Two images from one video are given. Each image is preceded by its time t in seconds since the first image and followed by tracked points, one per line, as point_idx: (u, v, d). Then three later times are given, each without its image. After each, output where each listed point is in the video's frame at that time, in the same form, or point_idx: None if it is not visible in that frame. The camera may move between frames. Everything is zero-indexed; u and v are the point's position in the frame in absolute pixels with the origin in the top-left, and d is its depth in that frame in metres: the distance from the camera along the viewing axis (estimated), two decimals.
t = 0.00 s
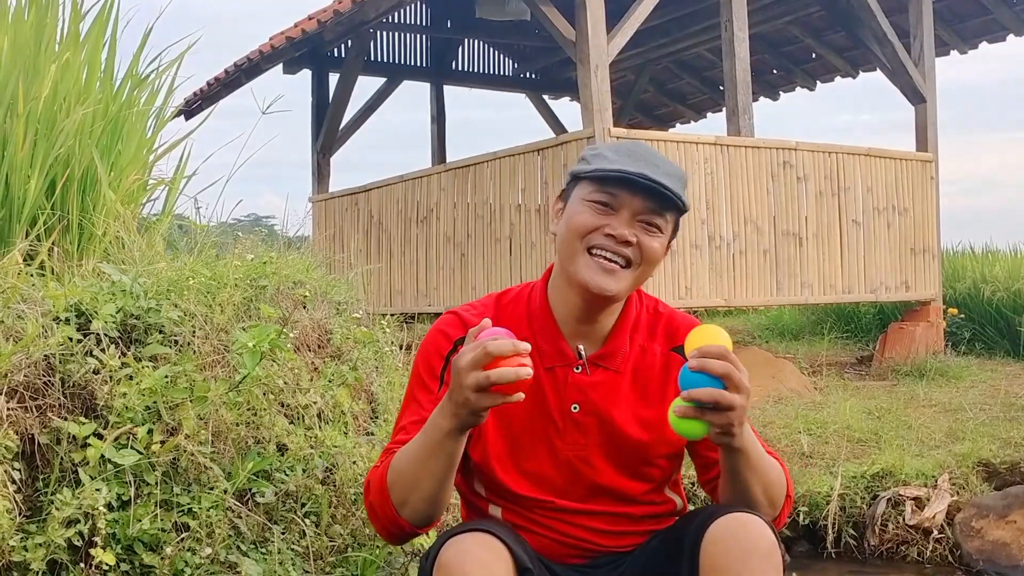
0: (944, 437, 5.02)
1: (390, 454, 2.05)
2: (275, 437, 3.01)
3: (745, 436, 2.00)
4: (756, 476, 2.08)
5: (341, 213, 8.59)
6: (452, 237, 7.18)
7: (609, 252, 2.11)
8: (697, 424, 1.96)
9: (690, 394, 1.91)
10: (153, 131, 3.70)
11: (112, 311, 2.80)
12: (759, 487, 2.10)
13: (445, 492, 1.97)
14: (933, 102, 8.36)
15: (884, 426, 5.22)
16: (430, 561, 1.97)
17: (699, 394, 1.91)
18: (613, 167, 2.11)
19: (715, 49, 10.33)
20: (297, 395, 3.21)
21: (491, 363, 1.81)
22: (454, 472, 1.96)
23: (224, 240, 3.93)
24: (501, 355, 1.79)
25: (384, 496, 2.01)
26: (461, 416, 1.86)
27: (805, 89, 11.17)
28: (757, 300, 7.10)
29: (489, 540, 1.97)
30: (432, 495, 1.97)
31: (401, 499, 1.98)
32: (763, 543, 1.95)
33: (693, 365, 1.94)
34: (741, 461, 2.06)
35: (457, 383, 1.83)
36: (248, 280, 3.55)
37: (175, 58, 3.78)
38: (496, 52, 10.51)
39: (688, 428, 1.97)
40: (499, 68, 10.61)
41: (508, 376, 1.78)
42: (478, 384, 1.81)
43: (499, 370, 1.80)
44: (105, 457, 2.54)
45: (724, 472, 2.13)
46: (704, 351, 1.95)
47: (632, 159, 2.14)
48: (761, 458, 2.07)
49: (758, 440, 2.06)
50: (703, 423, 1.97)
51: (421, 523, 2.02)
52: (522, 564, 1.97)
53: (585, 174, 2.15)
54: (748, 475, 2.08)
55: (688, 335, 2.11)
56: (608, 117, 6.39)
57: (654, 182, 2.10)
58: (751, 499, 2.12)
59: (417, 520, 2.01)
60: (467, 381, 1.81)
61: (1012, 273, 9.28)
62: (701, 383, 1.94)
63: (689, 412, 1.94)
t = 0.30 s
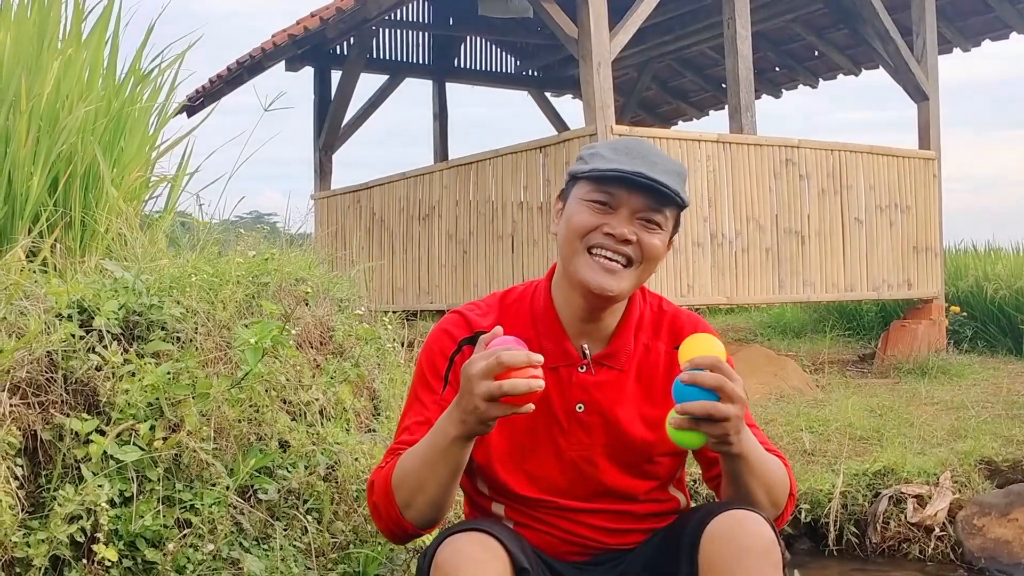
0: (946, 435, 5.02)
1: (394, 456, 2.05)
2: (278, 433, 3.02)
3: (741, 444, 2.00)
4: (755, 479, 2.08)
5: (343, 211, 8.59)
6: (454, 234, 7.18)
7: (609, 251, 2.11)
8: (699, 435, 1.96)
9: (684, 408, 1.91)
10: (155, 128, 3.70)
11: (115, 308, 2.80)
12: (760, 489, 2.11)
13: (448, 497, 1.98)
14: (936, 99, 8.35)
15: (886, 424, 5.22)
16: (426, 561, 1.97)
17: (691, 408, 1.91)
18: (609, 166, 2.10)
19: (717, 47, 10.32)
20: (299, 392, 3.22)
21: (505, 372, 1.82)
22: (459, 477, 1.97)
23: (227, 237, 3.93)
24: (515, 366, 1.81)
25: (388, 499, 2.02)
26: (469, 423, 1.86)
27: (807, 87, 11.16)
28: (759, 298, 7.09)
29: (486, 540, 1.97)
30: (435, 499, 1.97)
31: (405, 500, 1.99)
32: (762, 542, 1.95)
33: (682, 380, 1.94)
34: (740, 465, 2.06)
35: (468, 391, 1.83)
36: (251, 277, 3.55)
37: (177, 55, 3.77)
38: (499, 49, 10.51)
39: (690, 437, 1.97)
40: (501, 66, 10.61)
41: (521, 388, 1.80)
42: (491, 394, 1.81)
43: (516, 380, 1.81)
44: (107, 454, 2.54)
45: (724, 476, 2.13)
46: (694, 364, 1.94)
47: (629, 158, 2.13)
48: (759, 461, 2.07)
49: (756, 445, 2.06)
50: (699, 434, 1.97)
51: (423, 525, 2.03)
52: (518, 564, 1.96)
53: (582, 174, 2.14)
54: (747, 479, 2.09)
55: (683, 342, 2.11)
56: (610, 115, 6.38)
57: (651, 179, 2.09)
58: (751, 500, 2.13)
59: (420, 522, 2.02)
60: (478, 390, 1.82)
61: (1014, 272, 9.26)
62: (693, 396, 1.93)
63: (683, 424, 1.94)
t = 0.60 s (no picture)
0: (946, 436, 5.02)
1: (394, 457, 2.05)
2: (278, 435, 3.02)
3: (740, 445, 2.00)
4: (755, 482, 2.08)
5: (343, 212, 8.59)
6: (454, 235, 7.19)
7: (605, 253, 2.10)
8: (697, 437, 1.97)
9: (682, 411, 1.91)
10: (155, 130, 3.70)
11: (115, 310, 2.80)
12: (759, 491, 2.11)
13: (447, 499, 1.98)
14: (936, 100, 8.35)
15: (886, 425, 5.22)
16: (427, 563, 1.97)
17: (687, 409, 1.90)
18: (601, 168, 2.10)
19: (717, 48, 10.32)
20: (299, 394, 3.22)
21: (497, 376, 1.81)
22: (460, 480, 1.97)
23: (227, 238, 3.93)
24: (503, 369, 1.80)
25: (388, 501, 2.02)
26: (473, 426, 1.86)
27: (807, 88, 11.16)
28: (760, 299, 7.09)
29: (487, 541, 1.97)
30: (435, 500, 1.97)
31: (405, 502, 1.99)
32: (763, 543, 1.95)
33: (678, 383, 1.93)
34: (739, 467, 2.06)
35: (465, 397, 1.83)
36: (251, 279, 3.55)
37: (178, 57, 3.78)
38: (499, 50, 10.51)
39: (688, 439, 1.98)
40: (501, 67, 10.61)
41: (512, 390, 1.79)
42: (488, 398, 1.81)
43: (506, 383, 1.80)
44: (107, 456, 2.54)
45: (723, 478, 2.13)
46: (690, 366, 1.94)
47: (621, 159, 2.13)
48: (759, 464, 2.07)
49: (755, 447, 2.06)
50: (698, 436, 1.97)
51: (422, 527, 2.03)
52: (519, 567, 1.96)
53: (576, 177, 2.14)
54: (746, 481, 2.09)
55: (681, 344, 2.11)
56: (610, 116, 6.39)
57: (643, 180, 2.09)
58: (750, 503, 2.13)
59: (419, 524, 2.02)
60: (474, 396, 1.81)
61: (1015, 273, 9.26)
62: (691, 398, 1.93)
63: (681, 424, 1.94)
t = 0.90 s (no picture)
0: (949, 438, 5.01)
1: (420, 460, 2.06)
2: (281, 438, 3.02)
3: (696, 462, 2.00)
4: (743, 492, 2.07)
5: (345, 215, 8.60)
6: (456, 238, 7.19)
7: (592, 243, 2.10)
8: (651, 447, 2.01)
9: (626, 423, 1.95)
10: (159, 133, 3.71)
11: (119, 313, 2.81)
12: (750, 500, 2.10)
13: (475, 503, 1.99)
14: (938, 102, 8.36)
15: (889, 428, 5.21)
16: (432, 564, 1.98)
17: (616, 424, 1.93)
18: (561, 168, 2.12)
19: (719, 51, 10.33)
20: (303, 397, 3.22)
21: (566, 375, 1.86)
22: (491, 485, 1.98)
23: (230, 241, 3.93)
24: (572, 370, 1.85)
25: (412, 501, 2.02)
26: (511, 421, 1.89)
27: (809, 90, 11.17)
28: (762, 301, 7.09)
29: (491, 544, 1.97)
30: (465, 505, 1.98)
31: (431, 506, 2.00)
32: (768, 545, 1.95)
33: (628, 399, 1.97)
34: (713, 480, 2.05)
35: (528, 394, 1.88)
36: (253, 282, 3.55)
37: (181, 60, 3.79)
38: (501, 53, 10.52)
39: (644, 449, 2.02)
40: (503, 70, 10.62)
41: (575, 391, 1.83)
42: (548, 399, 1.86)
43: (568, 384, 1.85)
44: (112, 459, 2.55)
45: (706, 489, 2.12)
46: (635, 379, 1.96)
47: (576, 153, 2.15)
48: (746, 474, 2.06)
49: (731, 457, 2.04)
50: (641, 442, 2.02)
51: (445, 531, 2.04)
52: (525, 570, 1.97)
53: (541, 187, 2.16)
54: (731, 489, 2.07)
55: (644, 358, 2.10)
56: (612, 118, 6.39)
57: (605, 165, 2.11)
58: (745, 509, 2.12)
59: (444, 526, 2.03)
60: (538, 393, 1.87)
61: (1017, 274, 9.26)
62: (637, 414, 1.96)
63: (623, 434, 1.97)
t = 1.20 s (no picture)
0: (948, 440, 5.01)
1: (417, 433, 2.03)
2: (280, 438, 3.01)
3: (700, 447, 2.00)
4: (752, 476, 2.06)
5: (345, 215, 8.61)
6: (455, 239, 7.19)
7: (578, 241, 2.11)
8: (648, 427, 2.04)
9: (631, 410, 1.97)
10: (158, 134, 3.71)
11: (117, 313, 2.80)
12: (757, 486, 2.09)
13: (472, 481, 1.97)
14: (937, 104, 8.36)
15: (888, 429, 5.21)
16: (432, 564, 1.98)
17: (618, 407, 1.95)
18: (542, 169, 2.13)
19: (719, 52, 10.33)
20: (301, 398, 3.22)
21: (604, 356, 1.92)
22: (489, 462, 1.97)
23: (229, 241, 3.93)
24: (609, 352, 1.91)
25: (405, 472, 1.98)
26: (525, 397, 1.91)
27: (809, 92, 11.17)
28: (761, 302, 7.09)
29: (490, 546, 1.97)
30: (459, 480, 1.96)
31: (424, 478, 1.96)
32: (771, 546, 1.95)
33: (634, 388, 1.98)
34: (717, 466, 2.04)
35: (557, 369, 1.91)
36: (253, 282, 3.55)
37: (180, 61, 3.79)
38: (501, 54, 10.52)
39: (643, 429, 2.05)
40: (503, 71, 10.62)
41: (613, 370, 1.89)
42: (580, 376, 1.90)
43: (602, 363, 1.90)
44: (109, 459, 2.54)
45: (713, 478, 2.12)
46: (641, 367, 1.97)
47: (558, 152, 2.15)
48: (752, 458, 2.06)
49: (738, 442, 2.04)
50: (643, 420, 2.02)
51: (434, 508, 2.01)
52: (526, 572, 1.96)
53: (527, 189, 2.16)
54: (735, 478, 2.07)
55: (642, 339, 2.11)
56: (611, 120, 6.39)
57: (585, 162, 2.11)
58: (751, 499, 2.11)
59: (432, 503, 1.99)
60: (570, 370, 1.90)
61: (1016, 276, 9.26)
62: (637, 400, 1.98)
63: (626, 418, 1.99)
